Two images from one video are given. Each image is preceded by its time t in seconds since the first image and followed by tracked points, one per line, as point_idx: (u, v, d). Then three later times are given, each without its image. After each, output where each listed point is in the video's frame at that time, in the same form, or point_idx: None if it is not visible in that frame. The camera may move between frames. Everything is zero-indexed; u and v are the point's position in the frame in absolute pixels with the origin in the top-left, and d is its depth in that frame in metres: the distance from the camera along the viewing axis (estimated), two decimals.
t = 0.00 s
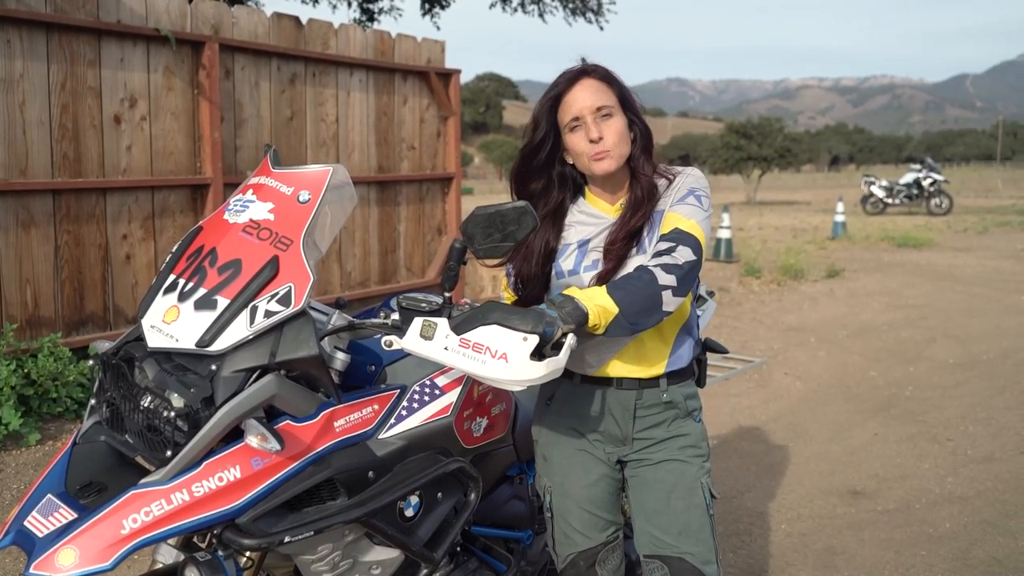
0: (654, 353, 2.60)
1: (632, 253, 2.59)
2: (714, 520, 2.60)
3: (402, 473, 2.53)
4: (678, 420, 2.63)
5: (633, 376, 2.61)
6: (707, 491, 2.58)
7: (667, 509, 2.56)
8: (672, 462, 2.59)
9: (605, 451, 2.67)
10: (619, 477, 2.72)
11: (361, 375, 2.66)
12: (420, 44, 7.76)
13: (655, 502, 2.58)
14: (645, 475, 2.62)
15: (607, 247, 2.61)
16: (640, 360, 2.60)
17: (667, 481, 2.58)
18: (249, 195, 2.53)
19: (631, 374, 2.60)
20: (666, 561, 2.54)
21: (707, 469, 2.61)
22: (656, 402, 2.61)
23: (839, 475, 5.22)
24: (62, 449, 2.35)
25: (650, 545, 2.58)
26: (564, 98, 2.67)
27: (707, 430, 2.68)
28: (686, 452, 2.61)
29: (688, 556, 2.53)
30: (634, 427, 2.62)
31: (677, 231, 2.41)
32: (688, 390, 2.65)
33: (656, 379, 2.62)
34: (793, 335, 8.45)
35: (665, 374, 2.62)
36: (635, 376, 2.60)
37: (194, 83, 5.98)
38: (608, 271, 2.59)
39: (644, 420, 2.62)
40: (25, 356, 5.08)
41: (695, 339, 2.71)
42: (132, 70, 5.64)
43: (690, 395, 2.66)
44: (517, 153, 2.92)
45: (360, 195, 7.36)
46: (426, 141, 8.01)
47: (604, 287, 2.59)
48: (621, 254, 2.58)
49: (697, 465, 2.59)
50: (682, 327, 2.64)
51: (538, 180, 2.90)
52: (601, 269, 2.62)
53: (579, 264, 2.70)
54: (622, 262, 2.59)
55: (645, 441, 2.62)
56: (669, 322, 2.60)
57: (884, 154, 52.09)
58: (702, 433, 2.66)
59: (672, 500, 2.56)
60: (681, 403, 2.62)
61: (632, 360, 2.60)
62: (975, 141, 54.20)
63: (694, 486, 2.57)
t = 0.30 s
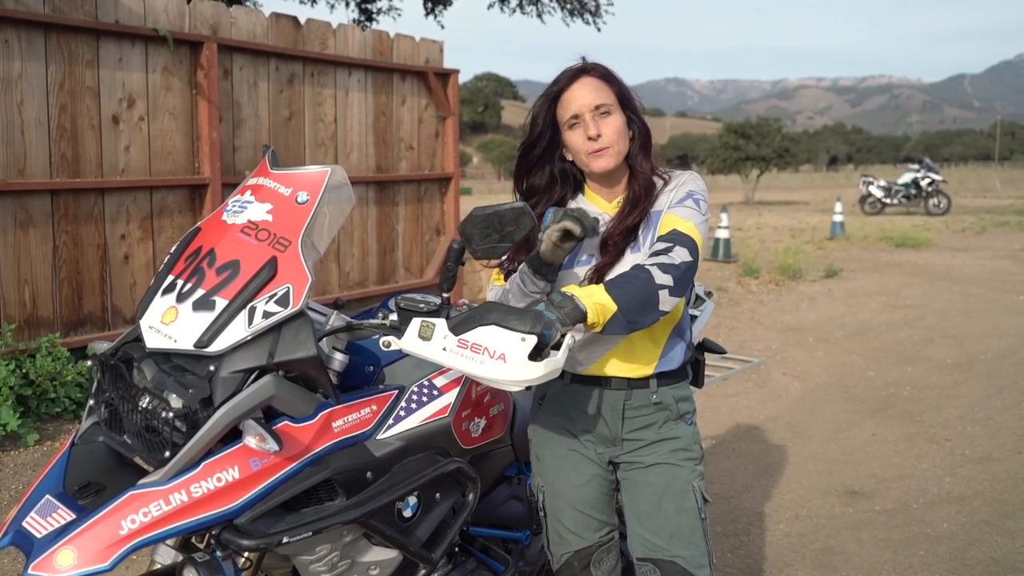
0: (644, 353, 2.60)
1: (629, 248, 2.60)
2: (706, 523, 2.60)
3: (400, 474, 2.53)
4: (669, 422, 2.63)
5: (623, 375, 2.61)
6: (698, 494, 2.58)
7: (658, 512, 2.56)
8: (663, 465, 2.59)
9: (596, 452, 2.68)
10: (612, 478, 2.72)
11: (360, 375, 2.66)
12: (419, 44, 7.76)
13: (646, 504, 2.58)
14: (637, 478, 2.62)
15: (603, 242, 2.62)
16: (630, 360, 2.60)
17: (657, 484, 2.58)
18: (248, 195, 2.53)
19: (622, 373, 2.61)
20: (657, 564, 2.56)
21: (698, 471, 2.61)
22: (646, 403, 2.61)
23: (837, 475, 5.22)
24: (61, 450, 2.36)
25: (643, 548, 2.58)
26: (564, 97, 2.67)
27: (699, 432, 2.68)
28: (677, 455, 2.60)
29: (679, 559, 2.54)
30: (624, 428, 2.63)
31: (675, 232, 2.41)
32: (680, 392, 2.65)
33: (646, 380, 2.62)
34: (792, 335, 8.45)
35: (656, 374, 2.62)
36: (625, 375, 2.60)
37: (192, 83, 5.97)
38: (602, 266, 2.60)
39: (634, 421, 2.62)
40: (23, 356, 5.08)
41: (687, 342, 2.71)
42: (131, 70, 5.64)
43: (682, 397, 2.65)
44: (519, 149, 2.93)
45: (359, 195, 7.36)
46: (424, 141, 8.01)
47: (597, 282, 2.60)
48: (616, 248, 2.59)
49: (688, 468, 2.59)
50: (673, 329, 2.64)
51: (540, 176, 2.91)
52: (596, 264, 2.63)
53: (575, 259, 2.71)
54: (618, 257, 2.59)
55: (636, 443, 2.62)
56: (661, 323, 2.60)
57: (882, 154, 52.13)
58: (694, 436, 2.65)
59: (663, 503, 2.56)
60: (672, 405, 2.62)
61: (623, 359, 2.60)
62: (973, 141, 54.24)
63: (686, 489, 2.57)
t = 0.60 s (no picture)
0: (643, 353, 2.61)
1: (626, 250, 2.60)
2: (705, 521, 2.59)
3: (399, 473, 2.54)
4: (668, 421, 2.64)
5: (622, 375, 2.61)
6: (697, 492, 2.58)
7: (658, 510, 2.56)
8: (661, 464, 2.60)
9: (595, 451, 2.69)
10: (610, 478, 2.73)
11: (358, 375, 2.66)
12: (417, 44, 7.76)
13: (645, 503, 2.58)
14: (636, 477, 2.63)
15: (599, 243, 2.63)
16: (630, 360, 2.61)
17: (656, 482, 2.59)
18: (246, 196, 2.54)
19: (620, 373, 2.61)
20: (657, 562, 2.55)
21: (697, 470, 2.61)
22: (646, 402, 2.62)
23: (835, 474, 5.22)
24: (59, 450, 2.36)
25: (642, 546, 2.58)
26: (557, 99, 2.68)
27: (698, 432, 2.69)
28: (675, 453, 2.60)
29: (679, 557, 2.53)
30: (623, 427, 2.63)
31: (671, 231, 2.42)
32: (678, 392, 2.66)
33: (645, 380, 2.62)
34: (790, 335, 8.46)
35: (653, 374, 2.63)
36: (626, 375, 2.61)
37: (190, 83, 5.97)
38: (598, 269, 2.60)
39: (633, 421, 2.62)
40: (21, 356, 5.08)
41: (686, 340, 2.71)
42: (129, 70, 5.64)
43: (681, 397, 2.66)
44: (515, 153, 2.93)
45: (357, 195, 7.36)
46: (423, 141, 8.01)
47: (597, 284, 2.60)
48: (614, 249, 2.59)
49: (687, 466, 2.59)
50: (673, 328, 2.65)
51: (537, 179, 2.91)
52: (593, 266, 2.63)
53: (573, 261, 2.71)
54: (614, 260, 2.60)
55: (635, 442, 2.63)
56: (660, 322, 2.61)
57: (880, 154, 52.17)
58: (692, 435, 2.66)
59: (662, 501, 2.57)
60: (671, 404, 2.63)
61: (623, 360, 2.61)
62: (971, 141, 54.29)
63: (684, 487, 2.57)
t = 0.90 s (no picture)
0: (640, 351, 2.62)
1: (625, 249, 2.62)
2: (703, 522, 2.59)
3: (398, 474, 2.54)
4: (665, 422, 2.64)
5: (619, 374, 2.62)
6: (694, 494, 2.58)
7: (654, 511, 2.57)
8: (658, 465, 2.60)
9: (592, 451, 2.70)
10: (608, 478, 2.74)
11: (356, 376, 2.67)
12: (415, 45, 7.77)
13: (642, 504, 2.59)
14: (633, 477, 2.63)
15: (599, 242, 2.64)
16: (626, 359, 2.61)
17: (653, 483, 2.59)
18: (245, 197, 2.54)
19: (617, 373, 2.62)
20: (654, 563, 2.55)
21: (694, 472, 2.62)
22: (642, 403, 2.63)
23: (834, 475, 5.24)
24: (59, 450, 2.36)
25: (639, 547, 2.58)
26: (558, 100, 2.69)
27: (696, 432, 2.69)
28: (672, 454, 2.61)
29: (676, 558, 2.53)
30: (620, 428, 2.64)
31: (670, 232, 2.42)
32: (676, 393, 2.66)
33: (641, 380, 2.63)
34: (788, 335, 8.48)
35: (650, 374, 2.64)
36: (621, 375, 2.62)
37: (189, 84, 5.98)
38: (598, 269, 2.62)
39: (630, 422, 2.63)
40: (20, 357, 5.08)
41: (683, 341, 2.72)
42: (128, 71, 5.64)
43: (678, 398, 2.66)
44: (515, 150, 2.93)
45: (356, 195, 7.37)
46: (421, 141, 8.02)
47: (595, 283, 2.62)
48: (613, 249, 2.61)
49: (684, 467, 2.60)
50: (669, 328, 2.66)
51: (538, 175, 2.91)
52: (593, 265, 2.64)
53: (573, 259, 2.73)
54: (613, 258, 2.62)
55: (632, 442, 2.64)
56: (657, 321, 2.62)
57: (878, 154, 52.24)
58: (690, 436, 2.66)
59: (659, 502, 2.57)
60: (668, 405, 2.63)
61: (619, 358, 2.62)
62: (969, 142, 54.37)
63: (681, 488, 2.57)
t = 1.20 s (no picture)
0: (640, 358, 2.63)
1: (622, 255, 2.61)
2: (698, 519, 2.60)
3: (396, 474, 2.55)
4: (661, 424, 2.65)
5: (617, 379, 2.63)
6: (690, 492, 2.59)
7: (651, 510, 2.57)
8: (655, 464, 2.61)
9: (589, 452, 2.70)
10: (604, 479, 2.74)
11: (355, 377, 2.67)
12: (413, 45, 7.77)
13: (639, 503, 2.59)
14: (630, 477, 2.64)
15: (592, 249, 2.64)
16: (626, 364, 2.62)
17: (650, 482, 2.60)
18: (243, 198, 2.54)
19: (616, 379, 2.63)
20: (651, 560, 2.55)
21: (691, 470, 2.63)
22: (640, 408, 2.63)
23: (831, 474, 5.24)
24: (58, 451, 2.37)
25: (636, 545, 2.58)
26: (549, 103, 2.70)
27: (691, 432, 2.70)
28: (669, 454, 2.62)
29: (673, 555, 2.53)
30: (617, 429, 2.64)
31: (669, 236, 2.43)
32: (672, 396, 2.67)
33: (640, 385, 2.64)
34: (786, 335, 8.48)
35: (649, 379, 2.64)
36: (622, 380, 2.62)
37: (187, 84, 5.98)
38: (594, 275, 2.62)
39: (628, 425, 2.63)
40: (19, 357, 5.08)
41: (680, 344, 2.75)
42: (126, 71, 5.64)
43: (674, 400, 2.67)
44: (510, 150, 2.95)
45: (354, 195, 7.37)
46: (420, 141, 8.02)
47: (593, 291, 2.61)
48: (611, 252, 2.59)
49: (680, 466, 2.61)
50: (668, 333, 2.67)
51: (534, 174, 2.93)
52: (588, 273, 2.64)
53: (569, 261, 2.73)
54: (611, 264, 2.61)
55: (628, 443, 2.65)
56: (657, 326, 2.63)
57: (877, 154, 52.26)
58: (686, 436, 2.67)
59: (655, 500, 2.58)
60: (665, 408, 2.64)
61: (619, 364, 2.62)
62: (967, 141, 54.40)
63: (677, 486, 2.58)
